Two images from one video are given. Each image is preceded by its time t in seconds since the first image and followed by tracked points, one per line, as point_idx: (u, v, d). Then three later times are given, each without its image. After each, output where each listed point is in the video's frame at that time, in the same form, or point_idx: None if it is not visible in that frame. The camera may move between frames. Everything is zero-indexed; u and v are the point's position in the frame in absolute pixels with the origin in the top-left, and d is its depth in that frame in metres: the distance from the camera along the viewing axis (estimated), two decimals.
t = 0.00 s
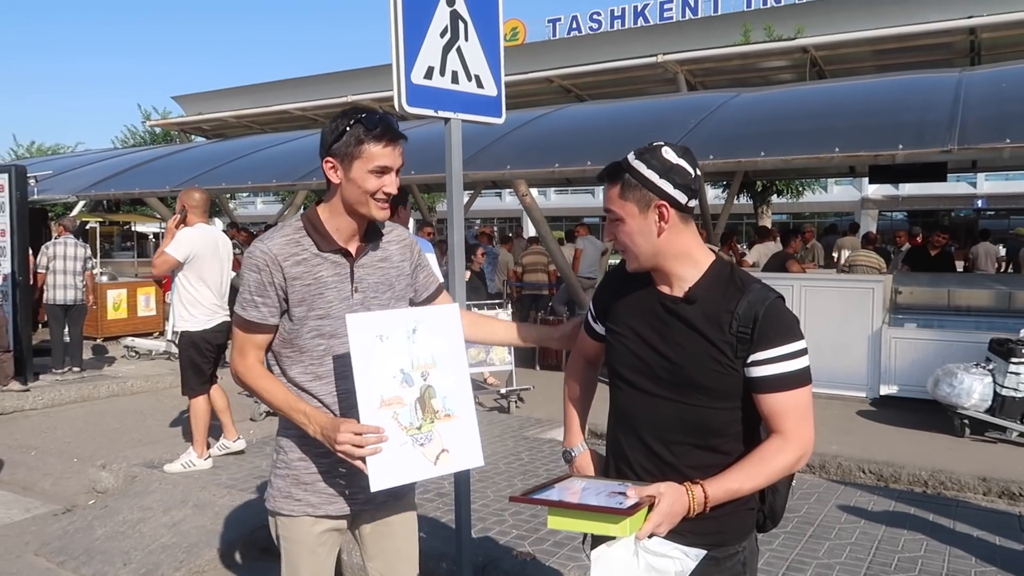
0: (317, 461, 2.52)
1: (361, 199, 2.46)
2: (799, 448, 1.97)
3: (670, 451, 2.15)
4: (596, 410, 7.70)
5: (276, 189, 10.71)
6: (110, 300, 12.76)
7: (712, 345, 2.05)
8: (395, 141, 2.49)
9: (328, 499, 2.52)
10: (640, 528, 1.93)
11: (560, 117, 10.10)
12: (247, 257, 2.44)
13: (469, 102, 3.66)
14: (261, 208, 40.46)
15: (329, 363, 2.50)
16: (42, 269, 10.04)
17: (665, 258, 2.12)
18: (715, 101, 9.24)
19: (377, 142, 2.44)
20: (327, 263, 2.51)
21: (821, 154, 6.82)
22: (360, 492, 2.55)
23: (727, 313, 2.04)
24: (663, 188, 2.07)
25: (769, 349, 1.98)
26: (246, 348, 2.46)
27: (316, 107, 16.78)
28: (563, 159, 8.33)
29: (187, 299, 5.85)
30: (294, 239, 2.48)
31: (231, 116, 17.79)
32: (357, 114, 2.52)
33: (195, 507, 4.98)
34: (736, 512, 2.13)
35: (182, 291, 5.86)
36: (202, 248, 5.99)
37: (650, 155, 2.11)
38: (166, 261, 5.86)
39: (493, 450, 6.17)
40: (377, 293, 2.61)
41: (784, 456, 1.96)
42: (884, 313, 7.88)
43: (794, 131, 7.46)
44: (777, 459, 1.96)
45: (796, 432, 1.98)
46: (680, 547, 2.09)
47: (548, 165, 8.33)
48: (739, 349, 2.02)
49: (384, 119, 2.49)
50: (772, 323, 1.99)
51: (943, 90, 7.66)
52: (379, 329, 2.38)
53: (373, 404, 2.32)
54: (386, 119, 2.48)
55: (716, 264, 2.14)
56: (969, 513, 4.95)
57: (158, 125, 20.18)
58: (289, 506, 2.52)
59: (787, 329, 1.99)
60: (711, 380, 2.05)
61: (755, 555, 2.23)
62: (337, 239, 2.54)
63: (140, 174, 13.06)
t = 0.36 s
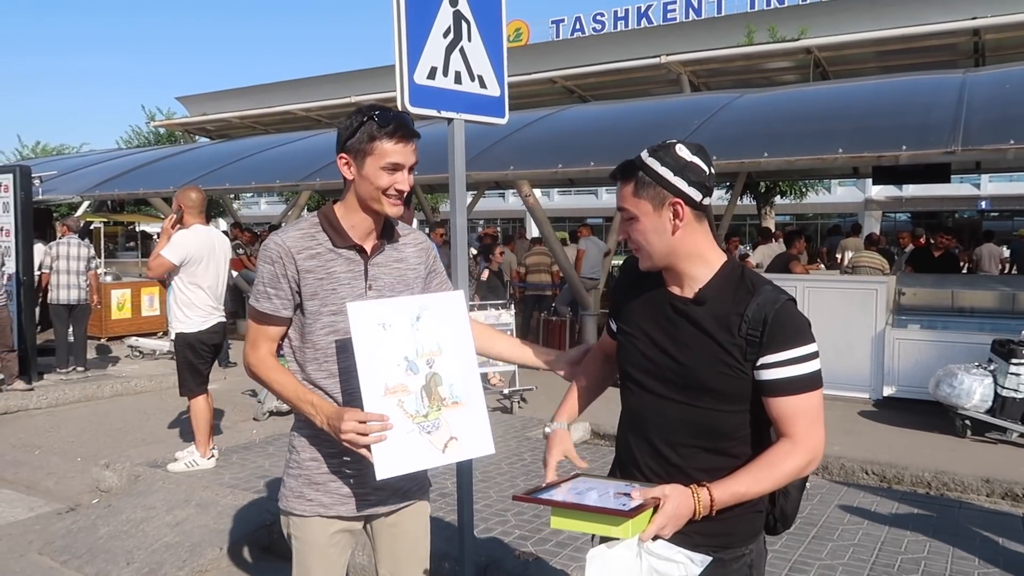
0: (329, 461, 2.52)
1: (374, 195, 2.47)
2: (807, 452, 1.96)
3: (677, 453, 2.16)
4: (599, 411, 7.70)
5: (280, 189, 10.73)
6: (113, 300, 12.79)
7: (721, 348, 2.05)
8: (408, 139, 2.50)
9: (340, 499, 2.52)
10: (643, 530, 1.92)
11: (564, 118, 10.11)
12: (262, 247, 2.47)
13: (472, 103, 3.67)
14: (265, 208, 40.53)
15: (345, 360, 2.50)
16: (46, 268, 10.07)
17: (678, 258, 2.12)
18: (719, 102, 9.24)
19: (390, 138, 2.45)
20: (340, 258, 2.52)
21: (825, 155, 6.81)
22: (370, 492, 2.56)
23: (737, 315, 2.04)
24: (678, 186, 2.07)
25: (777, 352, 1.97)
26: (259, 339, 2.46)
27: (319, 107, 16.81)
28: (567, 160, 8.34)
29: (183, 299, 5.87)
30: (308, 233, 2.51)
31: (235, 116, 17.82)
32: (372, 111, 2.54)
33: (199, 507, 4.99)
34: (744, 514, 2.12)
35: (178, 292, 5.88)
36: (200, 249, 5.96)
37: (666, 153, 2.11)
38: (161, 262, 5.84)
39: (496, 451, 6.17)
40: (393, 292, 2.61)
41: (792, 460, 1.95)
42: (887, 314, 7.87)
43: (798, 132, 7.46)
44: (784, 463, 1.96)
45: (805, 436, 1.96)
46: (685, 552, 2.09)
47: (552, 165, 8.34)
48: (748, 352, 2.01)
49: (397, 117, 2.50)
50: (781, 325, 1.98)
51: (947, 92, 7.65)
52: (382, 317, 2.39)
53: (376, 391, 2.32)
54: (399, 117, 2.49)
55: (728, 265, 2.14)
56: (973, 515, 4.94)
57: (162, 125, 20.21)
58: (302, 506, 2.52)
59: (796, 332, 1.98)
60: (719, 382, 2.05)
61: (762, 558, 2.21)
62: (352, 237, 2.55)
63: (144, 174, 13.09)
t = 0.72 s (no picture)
0: (329, 459, 2.52)
1: (372, 212, 2.47)
2: (812, 459, 1.94)
3: (682, 455, 2.15)
4: (600, 412, 7.70)
5: (281, 191, 10.73)
6: (115, 301, 12.80)
7: (728, 349, 2.04)
8: (411, 160, 2.44)
9: (340, 497, 2.51)
10: (643, 529, 1.91)
11: (566, 119, 10.11)
12: (268, 251, 2.46)
13: (474, 104, 3.66)
14: (267, 209, 40.57)
15: (349, 362, 2.50)
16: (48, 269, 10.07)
17: (692, 259, 2.11)
18: (721, 104, 9.23)
19: (392, 161, 2.40)
20: (344, 262, 2.52)
21: (827, 156, 6.80)
22: (369, 489, 2.55)
23: (746, 318, 2.03)
24: (699, 186, 2.05)
25: (785, 355, 1.95)
26: (271, 344, 2.46)
27: (321, 109, 16.81)
28: (569, 161, 8.33)
29: (182, 299, 5.82)
30: (312, 237, 2.50)
31: (238, 118, 17.82)
32: (378, 119, 2.47)
33: (199, 507, 4.99)
34: (749, 517, 2.11)
35: (177, 291, 5.84)
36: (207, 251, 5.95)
37: (687, 151, 2.10)
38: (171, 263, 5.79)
39: (497, 452, 6.16)
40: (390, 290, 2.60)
41: (796, 467, 1.94)
42: (890, 316, 7.86)
43: (800, 134, 7.45)
44: (788, 468, 1.94)
45: (812, 443, 1.94)
46: (685, 555, 2.10)
47: (553, 167, 8.33)
48: (756, 355, 2.00)
49: (400, 135, 2.42)
50: (789, 329, 1.97)
51: (950, 94, 7.63)
52: (403, 310, 2.39)
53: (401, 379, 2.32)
54: (402, 137, 2.41)
55: (741, 267, 2.13)
56: (975, 518, 4.92)
57: (164, 126, 20.21)
58: (302, 504, 2.51)
59: (804, 336, 1.96)
60: (726, 385, 2.05)
61: (766, 561, 2.19)
62: (355, 240, 2.56)
63: (146, 175, 13.10)
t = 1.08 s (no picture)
0: (318, 457, 2.51)
1: (372, 215, 2.47)
2: (815, 459, 1.95)
3: (685, 452, 2.16)
4: (594, 410, 7.72)
5: (275, 187, 10.71)
6: (108, 298, 12.75)
7: (733, 348, 2.05)
8: (413, 167, 2.45)
9: (329, 493, 2.52)
10: (646, 529, 1.95)
11: (560, 116, 10.12)
12: (264, 254, 2.45)
13: (470, 102, 3.67)
14: (260, 206, 40.46)
15: (339, 362, 2.53)
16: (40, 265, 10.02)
17: (700, 257, 2.12)
18: (715, 102, 9.25)
19: (395, 168, 2.41)
20: (339, 266, 2.53)
21: (822, 155, 6.83)
22: (357, 484, 2.56)
23: (751, 318, 2.04)
24: (711, 185, 2.05)
25: (790, 356, 1.97)
26: (266, 349, 2.44)
27: (315, 105, 16.76)
28: (563, 159, 8.33)
29: (179, 296, 5.81)
30: (309, 241, 2.50)
31: (230, 114, 17.76)
32: (378, 124, 2.48)
33: (193, 505, 4.98)
34: (750, 515, 2.12)
35: (174, 288, 5.82)
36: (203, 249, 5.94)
37: (701, 150, 2.10)
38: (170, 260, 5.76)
39: (491, 449, 6.17)
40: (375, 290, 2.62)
41: (799, 467, 1.95)
42: (882, 314, 7.88)
43: (795, 132, 7.47)
44: (790, 469, 1.95)
45: (814, 443, 1.96)
46: (689, 556, 2.06)
47: (548, 164, 8.34)
48: (760, 355, 2.01)
49: (402, 143, 2.43)
50: (795, 329, 1.98)
51: (943, 92, 7.67)
52: (405, 300, 2.42)
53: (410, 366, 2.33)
54: (405, 145, 2.43)
55: (749, 266, 2.14)
56: (966, 514, 4.95)
57: (156, 122, 20.12)
58: (291, 502, 2.51)
59: (809, 337, 1.97)
60: (731, 383, 2.05)
61: (767, 558, 2.21)
62: (349, 242, 2.56)
63: (139, 172, 13.05)
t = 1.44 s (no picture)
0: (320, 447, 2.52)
1: (355, 183, 2.50)
2: (809, 452, 1.97)
3: (680, 441, 2.17)
4: (584, 400, 7.74)
5: (263, 179, 10.66)
6: (95, 291, 12.67)
7: (730, 339, 2.06)
8: (384, 125, 2.55)
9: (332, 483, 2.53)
10: (637, 516, 1.94)
11: (549, 107, 10.11)
12: (244, 241, 2.44)
13: (460, 92, 3.66)
14: (248, 197, 40.31)
15: (333, 346, 2.52)
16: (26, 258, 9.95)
17: (703, 244, 2.14)
18: (704, 93, 9.25)
19: (367, 125, 2.50)
20: (323, 249, 2.52)
21: (810, 146, 6.85)
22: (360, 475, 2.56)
23: (749, 308, 2.05)
24: (719, 172, 2.07)
25: (787, 348, 1.98)
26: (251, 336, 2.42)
27: (303, 96, 16.67)
28: (552, 150, 8.33)
29: (168, 289, 5.74)
30: (289, 225, 2.49)
31: (218, 105, 17.64)
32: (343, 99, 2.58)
33: (184, 497, 4.98)
34: (743, 505, 2.14)
35: (161, 281, 5.74)
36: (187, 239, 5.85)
37: (710, 137, 2.11)
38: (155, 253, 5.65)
39: (481, 440, 6.18)
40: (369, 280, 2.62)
41: (793, 459, 1.96)
42: (870, 304, 7.93)
43: (783, 122, 7.49)
44: (783, 461, 1.97)
45: (809, 436, 1.97)
46: (680, 540, 2.13)
47: (537, 155, 8.33)
48: (757, 346, 2.02)
49: (372, 107, 2.55)
50: (792, 322, 1.99)
51: (930, 83, 7.70)
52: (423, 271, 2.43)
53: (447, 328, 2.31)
54: (374, 106, 2.54)
55: (749, 255, 2.17)
56: (953, 501, 5.00)
57: (143, 114, 19.98)
58: (294, 493, 2.52)
59: (805, 329, 1.98)
60: (728, 374, 2.06)
61: (759, 547, 2.22)
62: (333, 226, 2.55)
63: (126, 164, 12.97)
